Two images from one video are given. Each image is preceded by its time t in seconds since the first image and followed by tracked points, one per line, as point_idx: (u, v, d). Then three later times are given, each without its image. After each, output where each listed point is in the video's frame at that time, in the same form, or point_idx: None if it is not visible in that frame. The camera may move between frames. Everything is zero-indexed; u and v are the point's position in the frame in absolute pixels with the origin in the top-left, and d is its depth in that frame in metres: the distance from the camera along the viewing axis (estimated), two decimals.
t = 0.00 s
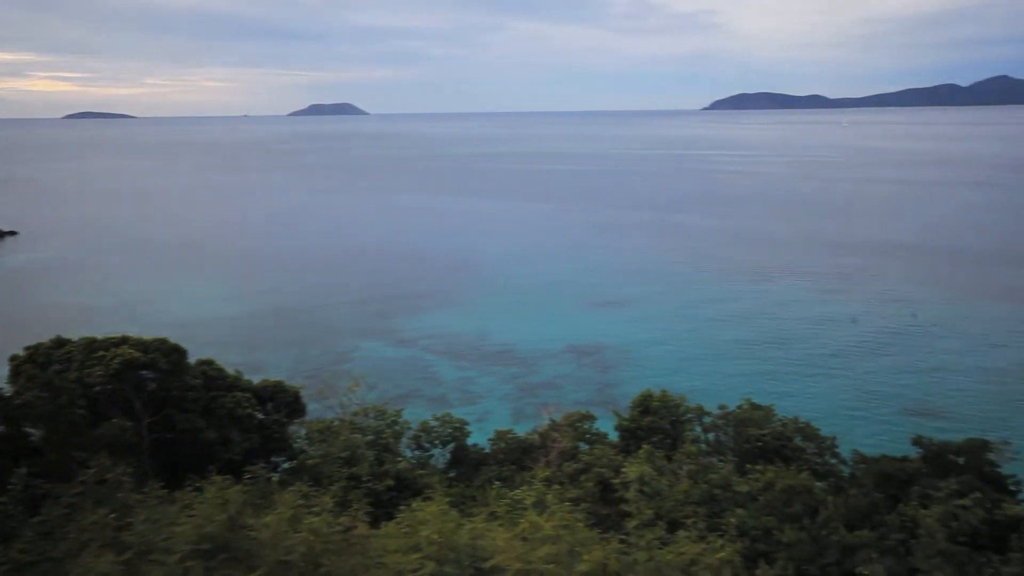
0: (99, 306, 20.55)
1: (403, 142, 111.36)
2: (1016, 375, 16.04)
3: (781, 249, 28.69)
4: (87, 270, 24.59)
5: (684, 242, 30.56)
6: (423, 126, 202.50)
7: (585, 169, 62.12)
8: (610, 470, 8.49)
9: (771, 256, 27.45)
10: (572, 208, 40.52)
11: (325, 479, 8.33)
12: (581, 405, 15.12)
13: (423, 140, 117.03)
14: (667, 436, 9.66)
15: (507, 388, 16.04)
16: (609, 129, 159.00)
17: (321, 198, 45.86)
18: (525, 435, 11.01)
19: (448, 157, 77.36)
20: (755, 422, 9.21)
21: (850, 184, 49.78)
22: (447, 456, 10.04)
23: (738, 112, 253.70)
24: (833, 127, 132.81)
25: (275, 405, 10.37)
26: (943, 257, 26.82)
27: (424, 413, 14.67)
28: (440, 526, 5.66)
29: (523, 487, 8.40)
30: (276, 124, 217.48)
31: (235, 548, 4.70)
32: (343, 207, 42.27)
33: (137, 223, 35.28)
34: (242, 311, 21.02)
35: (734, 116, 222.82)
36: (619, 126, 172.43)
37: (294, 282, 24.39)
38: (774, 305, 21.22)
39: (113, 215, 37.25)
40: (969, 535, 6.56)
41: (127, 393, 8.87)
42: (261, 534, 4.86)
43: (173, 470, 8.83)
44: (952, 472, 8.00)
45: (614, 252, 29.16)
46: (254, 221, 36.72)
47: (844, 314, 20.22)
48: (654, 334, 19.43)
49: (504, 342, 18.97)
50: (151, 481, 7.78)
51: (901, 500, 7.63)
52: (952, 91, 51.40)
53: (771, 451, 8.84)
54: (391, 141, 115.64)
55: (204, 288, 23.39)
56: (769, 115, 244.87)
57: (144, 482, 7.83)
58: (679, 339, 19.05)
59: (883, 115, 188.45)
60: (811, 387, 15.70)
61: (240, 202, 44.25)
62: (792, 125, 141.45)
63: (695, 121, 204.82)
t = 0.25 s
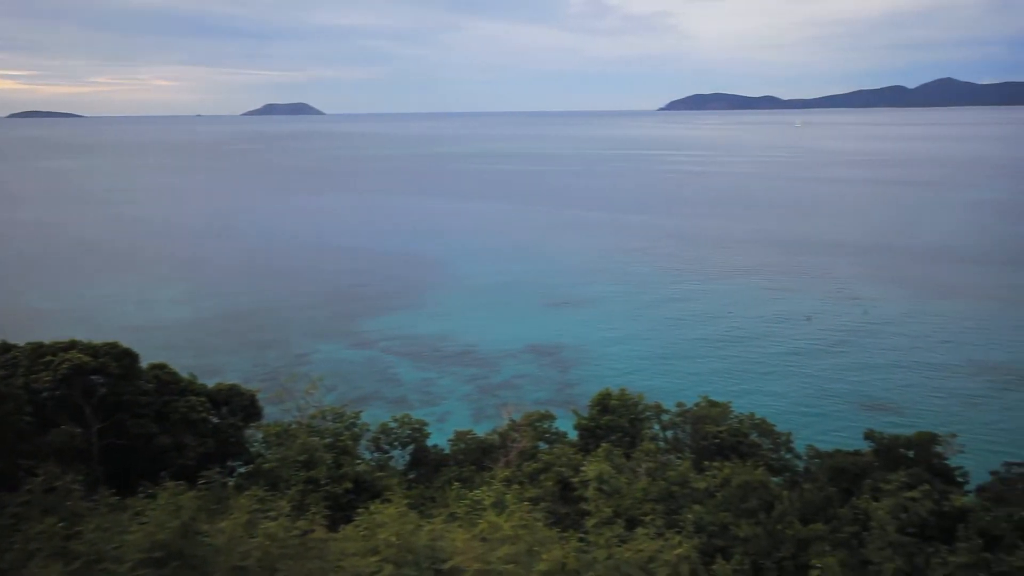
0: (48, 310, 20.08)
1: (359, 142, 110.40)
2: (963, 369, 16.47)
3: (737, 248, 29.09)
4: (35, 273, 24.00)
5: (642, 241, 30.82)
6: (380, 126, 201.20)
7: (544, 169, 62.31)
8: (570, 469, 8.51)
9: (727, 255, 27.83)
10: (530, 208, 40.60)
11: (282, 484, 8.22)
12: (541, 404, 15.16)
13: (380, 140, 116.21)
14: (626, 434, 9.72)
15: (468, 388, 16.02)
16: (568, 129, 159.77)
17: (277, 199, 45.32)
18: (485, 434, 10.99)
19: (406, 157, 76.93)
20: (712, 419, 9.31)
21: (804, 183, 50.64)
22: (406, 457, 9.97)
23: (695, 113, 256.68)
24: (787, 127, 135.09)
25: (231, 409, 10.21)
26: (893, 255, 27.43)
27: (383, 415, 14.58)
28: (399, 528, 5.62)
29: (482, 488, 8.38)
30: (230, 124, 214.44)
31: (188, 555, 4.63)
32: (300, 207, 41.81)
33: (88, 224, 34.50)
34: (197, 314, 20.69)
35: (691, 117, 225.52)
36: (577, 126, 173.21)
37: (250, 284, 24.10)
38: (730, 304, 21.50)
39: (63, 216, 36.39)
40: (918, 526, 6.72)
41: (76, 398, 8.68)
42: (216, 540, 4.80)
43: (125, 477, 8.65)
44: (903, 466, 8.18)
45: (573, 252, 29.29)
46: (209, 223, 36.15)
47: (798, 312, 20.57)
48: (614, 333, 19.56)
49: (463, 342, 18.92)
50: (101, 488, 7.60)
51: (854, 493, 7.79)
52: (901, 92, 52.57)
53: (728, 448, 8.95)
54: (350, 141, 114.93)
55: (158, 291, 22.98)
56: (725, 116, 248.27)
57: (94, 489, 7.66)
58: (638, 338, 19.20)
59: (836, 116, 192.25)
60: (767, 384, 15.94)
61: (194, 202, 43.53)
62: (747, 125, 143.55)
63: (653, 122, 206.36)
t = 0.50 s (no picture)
0: None
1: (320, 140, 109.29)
2: (918, 364, 16.84)
3: (697, 246, 29.40)
4: None
5: (605, 239, 31.01)
6: (342, 124, 199.51)
7: (507, 167, 62.38)
8: (534, 467, 8.52)
9: (688, 253, 28.12)
10: (493, 206, 40.58)
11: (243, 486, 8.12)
12: (504, 403, 15.18)
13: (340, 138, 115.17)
14: (590, 431, 9.75)
15: (431, 388, 15.97)
16: (530, 127, 160.14)
17: (236, 197, 44.72)
18: (448, 434, 10.97)
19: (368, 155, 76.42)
20: (673, 415, 9.39)
21: (762, 181, 51.35)
22: (369, 457, 9.90)
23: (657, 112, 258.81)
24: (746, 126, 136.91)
25: (189, 411, 10.04)
26: (849, 252, 27.97)
27: (345, 415, 14.47)
28: (362, 528, 5.59)
29: (446, 487, 8.36)
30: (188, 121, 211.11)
31: (145, 560, 4.55)
32: (260, 206, 41.32)
33: (40, 223, 33.73)
34: (154, 314, 20.35)
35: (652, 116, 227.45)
36: (540, 125, 173.50)
37: (209, 284, 23.77)
38: (691, 301, 21.72)
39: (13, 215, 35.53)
40: (875, 518, 6.85)
41: (29, 401, 8.47)
42: (174, 544, 4.73)
43: (80, 481, 8.47)
44: (860, 459, 8.34)
45: (535, 250, 29.34)
46: (166, 222, 35.54)
47: (758, 308, 20.86)
48: (577, 331, 19.64)
49: (426, 341, 18.86)
50: (55, 492, 7.42)
51: (813, 486, 7.91)
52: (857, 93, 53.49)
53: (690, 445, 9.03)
54: (312, 138, 114.05)
55: (115, 291, 22.56)
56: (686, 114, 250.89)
57: (47, 494, 7.48)
58: (601, 336, 19.31)
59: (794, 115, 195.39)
60: (728, 380, 16.14)
61: (151, 201, 42.78)
62: (707, 124, 145.21)
63: (614, 121, 207.54)
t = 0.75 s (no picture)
0: None
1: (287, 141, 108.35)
2: (883, 359, 17.11)
3: (666, 245, 29.62)
4: None
5: (575, 238, 31.14)
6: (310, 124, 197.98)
7: (476, 167, 62.36)
8: (505, 467, 8.51)
9: (657, 251, 28.34)
10: (463, 206, 40.51)
11: (212, 490, 8.02)
12: (476, 403, 15.17)
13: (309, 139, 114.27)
14: (561, 430, 9.77)
15: (403, 388, 15.91)
16: (500, 127, 160.21)
17: (203, 199, 44.21)
18: (420, 435, 10.92)
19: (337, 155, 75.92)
20: (645, 413, 9.44)
21: (730, 180, 51.86)
22: (341, 460, 9.83)
23: (626, 111, 260.18)
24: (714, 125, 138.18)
25: (156, 415, 9.90)
26: (816, 250, 28.34)
27: (316, 417, 14.37)
28: (332, 531, 5.55)
29: (418, 488, 8.33)
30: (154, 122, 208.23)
31: (111, 567, 4.49)
32: (227, 207, 40.87)
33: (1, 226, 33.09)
34: (120, 318, 20.06)
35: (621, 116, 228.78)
36: (510, 124, 173.51)
37: (177, 286, 23.49)
38: (661, 299, 21.85)
39: None
40: (842, 512, 6.96)
41: None
42: (140, 552, 4.67)
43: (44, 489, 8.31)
44: (828, 454, 8.45)
45: (506, 249, 29.34)
46: (131, 224, 35.04)
47: (727, 307, 21.06)
48: (548, 330, 19.67)
49: (397, 342, 18.78)
50: (17, 500, 7.28)
51: (782, 482, 7.99)
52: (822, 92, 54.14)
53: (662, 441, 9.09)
54: (279, 139, 113.00)
55: (79, 294, 22.21)
56: (655, 113, 252.85)
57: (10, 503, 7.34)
58: (572, 335, 19.37)
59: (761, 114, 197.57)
60: (699, 378, 16.26)
61: (115, 203, 42.13)
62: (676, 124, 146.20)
63: (584, 120, 208.18)
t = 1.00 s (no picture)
0: None
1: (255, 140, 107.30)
2: (848, 354, 17.38)
3: (635, 242, 29.80)
4: None
5: (545, 236, 31.23)
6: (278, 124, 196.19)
7: (445, 166, 62.25)
8: (476, 466, 8.51)
9: (626, 249, 28.52)
10: (433, 206, 40.38)
11: (180, 494, 7.93)
12: (447, 402, 15.14)
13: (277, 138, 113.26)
14: (532, 428, 9.78)
15: (373, 389, 15.84)
16: (469, 125, 160.07)
17: (169, 199, 43.64)
18: (391, 435, 10.87)
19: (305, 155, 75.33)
20: (615, 410, 9.48)
21: (697, 178, 52.31)
22: (311, 461, 9.76)
23: (596, 109, 261.06)
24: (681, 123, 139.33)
25: (122, 419, 9.75)
26: (782, 247, 28.70)
27: (285, 419, 14.26)
28: (302, 534, 5.51)
29: (389, 488, 8.30)
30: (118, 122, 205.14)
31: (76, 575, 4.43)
32: (194, 208, 40.36)
33: None
34: (84, 321, 19.73)
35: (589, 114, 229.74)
36: (480, 123, 173.35)
37: (143, 288, 23.15)
38: (631, 297, 21.96)
39: None
40: (809, 505, 7.04)
41: None
42: (106, 559, 4.61)
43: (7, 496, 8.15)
44: (795, 447, 8.55)
45: (476, 248, 29.30)
46: (95, 225, 34.48)
47: (696, 303, 21.24)
48: (519, 329, 19.68)
49: (368, 343, 18.68)
50: None
51: (751, 476, 8.07)
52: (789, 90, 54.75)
53: (632, 437, 9.14)
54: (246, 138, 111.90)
55: (42, 297, 21.81)
56: (623, 112, 254.18)
57: None
58: (543, 333, 19.42)
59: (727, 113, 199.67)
60: (669, 375, 16.38)
61: (79, 204, 41.43)
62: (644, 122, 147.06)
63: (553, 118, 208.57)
